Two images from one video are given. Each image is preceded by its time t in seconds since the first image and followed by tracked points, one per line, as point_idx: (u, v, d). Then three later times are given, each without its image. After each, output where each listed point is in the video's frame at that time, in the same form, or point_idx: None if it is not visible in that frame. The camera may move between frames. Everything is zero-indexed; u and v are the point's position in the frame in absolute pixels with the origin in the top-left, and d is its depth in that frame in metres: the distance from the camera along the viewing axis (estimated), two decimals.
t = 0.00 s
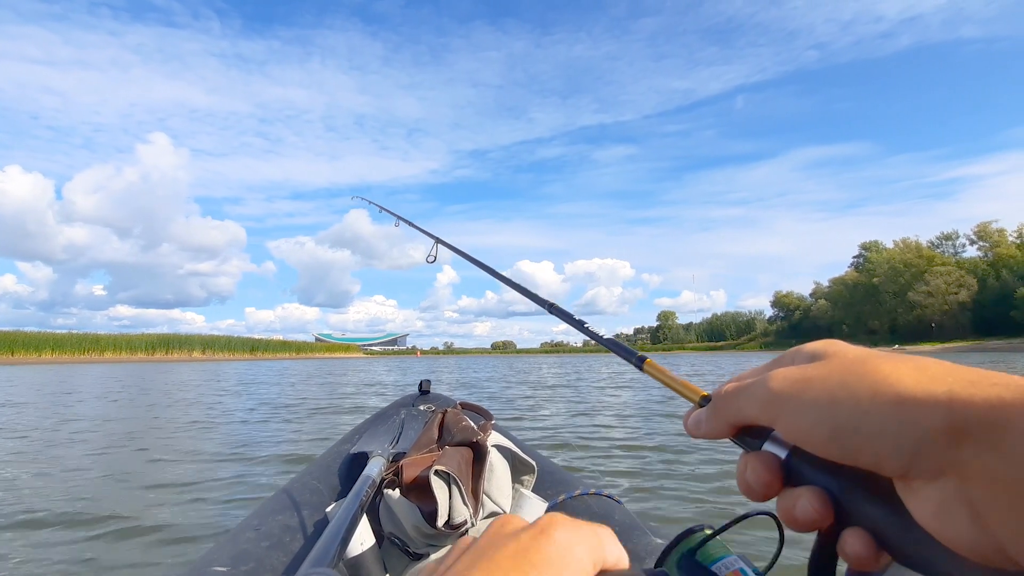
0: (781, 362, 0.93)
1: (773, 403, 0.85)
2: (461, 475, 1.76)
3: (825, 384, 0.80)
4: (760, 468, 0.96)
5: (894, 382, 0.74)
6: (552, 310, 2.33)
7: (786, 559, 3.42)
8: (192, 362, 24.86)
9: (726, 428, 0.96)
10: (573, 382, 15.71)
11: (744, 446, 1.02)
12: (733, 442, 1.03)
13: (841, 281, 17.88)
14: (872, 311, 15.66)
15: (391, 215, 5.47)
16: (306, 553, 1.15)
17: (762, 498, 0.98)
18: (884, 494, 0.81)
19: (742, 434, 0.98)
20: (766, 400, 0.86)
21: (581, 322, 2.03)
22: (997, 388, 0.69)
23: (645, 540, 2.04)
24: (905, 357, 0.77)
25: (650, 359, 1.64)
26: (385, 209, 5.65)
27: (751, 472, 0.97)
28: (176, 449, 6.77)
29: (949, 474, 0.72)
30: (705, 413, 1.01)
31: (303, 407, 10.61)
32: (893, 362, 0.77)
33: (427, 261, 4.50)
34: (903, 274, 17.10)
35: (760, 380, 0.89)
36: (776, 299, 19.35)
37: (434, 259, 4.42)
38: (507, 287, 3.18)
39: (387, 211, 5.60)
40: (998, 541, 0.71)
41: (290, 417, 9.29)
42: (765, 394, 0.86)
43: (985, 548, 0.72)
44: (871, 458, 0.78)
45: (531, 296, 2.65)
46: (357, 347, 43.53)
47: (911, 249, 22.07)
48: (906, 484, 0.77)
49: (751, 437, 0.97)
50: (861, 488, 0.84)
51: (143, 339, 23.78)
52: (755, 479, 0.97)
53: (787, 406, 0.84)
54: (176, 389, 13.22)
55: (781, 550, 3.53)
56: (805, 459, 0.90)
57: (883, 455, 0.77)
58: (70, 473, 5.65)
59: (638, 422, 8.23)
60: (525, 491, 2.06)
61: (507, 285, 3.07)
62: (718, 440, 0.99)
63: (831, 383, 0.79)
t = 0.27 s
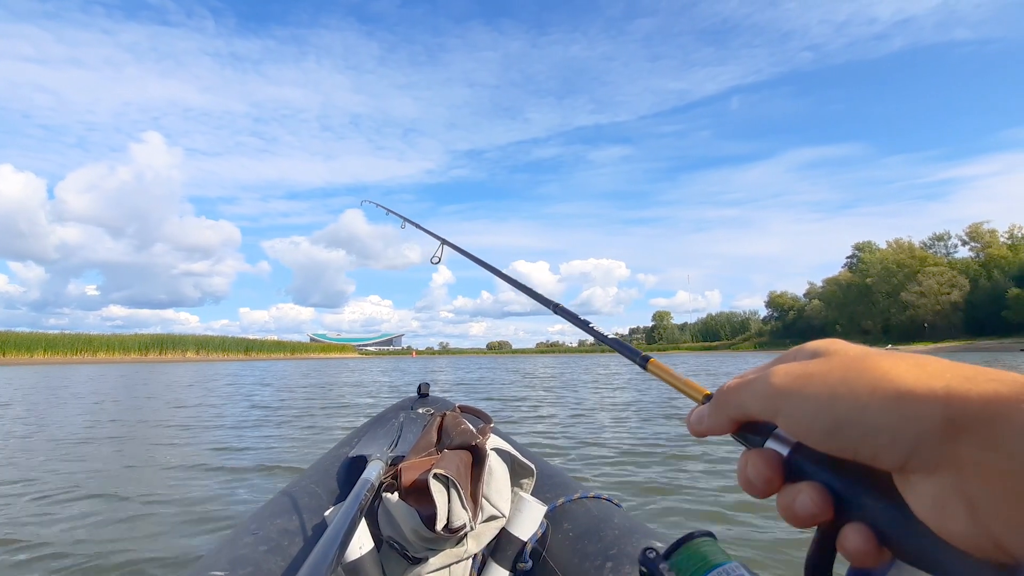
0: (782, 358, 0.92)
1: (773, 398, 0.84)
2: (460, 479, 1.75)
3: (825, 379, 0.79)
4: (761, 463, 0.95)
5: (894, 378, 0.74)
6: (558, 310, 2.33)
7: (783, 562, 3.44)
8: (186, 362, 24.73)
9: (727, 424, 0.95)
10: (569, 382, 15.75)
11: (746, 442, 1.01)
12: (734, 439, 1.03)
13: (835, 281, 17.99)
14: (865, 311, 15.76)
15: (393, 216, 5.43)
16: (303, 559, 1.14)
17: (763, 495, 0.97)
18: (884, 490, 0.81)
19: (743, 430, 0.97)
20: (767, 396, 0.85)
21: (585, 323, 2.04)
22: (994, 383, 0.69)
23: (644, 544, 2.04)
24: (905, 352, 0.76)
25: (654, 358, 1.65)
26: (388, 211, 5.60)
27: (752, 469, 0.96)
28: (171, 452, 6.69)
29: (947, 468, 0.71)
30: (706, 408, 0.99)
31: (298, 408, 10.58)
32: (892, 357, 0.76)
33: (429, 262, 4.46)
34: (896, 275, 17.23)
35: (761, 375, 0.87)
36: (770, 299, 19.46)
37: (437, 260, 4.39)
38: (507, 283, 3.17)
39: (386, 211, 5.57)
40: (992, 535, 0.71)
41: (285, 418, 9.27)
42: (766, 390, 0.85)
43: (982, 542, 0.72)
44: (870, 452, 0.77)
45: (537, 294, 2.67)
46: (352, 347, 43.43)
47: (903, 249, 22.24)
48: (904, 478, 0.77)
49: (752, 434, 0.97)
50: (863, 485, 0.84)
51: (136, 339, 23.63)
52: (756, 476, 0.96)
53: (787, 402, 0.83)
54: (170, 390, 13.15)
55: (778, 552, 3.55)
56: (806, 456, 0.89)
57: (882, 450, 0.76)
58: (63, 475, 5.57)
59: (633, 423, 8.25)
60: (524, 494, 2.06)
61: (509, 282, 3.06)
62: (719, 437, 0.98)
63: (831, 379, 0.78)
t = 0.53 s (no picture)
0: (788, 355, 0.91)
1: (777, 393, 0.84)
2: (461, 478, 1.75)
3: (828, 374, 0.78)
4: (765, 458, 0.95)
5: (897, 373, 0.72)
6: (561, 307, 2.35)
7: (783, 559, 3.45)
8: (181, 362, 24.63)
9: (731, 419, 0.95)
10: (566, 382, 15.77)
11: (751, 437, 1.01)
12: (739, 435, 1.03)
13: (830, 281, 18.08)
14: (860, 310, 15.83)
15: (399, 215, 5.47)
16: (305, 559, 1.14)
17: (766, 490, 0.98)
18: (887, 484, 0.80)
19: (748, 425, 0.97)
20: (771, 391, 0.85)
21: (589, 318, 2.07)
22: (998, 378, 0.67)
23: (646, 542, 2.04)
24: (910, 348, 0.75)
25: (659, 353, 1.66)
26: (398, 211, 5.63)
27: (757, 463, 0.96)
28: (168, 452, 6.65)
29: (949, 464, 0.70)
30: (712, 404, 1.00)
31: (296, 408, 10.57)
32: (896, 353, 0.75)
33: (433, 259, 4.48)
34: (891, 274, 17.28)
35: (765, 371, 0.87)
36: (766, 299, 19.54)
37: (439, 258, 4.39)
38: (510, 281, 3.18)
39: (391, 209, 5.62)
40: (997, 532, 0.69)
41: (283, 418, 9.26)
42: (769, 385, 0.85)
43: (985, 539, 0.70)
44: (872, 447, 0.76)
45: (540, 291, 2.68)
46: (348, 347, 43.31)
47: (898, 249, 22.35)
48: (906, 474, 0.75)
49: (757, 429, 0.97)
50: (867, 477, 0.84)
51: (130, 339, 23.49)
52: (760, 470, 0.96)
53: (790, 397, 0.82)
54: (166, 391, 13.10)
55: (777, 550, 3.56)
56: (811, 449, 0.89)
57: (884, 445, 0.75)
58: (59, 477, 5.54)
59: (631, 422, 8.25)
60: (525, 493, 2.05)
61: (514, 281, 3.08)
62: (724, 432, 0.98)
63: (834, 374, 0.78)
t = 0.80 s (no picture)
0: (790, 362, 0.90)
1: (778, 402, 0.83)
2: (462, 475, 1.75)
3: (830, 384, 0.77)
4: (767, 466, 0.92)
5: (898, 383, 0.71)
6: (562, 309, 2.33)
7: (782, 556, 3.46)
8: (178, 362, 24.57)
9: (732, 426, 0.94)
10: (564, 381, 15.77)
11: (752, 443, 0.99)
12: (740, 441, 1.00)
13: (827, 281, 18.13)
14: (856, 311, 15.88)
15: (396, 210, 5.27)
16: (308, 556, 1.14)
17: (767, 496, 0.96)
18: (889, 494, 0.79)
19: (750, 432, 0.95)
20: (772, 400, 0.84)
21: (590, 321, 2.05)
22: (1003, 390, 0.66)
23: (647, 539, 2.04)
24: (911, 358, 0.74)
25: (659, 357, 1.65)
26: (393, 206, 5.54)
27: (758, 470, 0.94)
28: (167, 452, 6.62)
29: (953, 475, 0.69)
30: (713, 411, 0.98)
31: (294, 407, 10.57)
32: (898, 362, 0.74)
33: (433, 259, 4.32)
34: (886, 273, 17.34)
35: (767, 379, 0.86)
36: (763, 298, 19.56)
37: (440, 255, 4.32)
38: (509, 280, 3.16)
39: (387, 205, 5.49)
40: (999, 543, 0.67)
41: (282, 418, 9.26)
42: (770, 393, 0.84)
43: (990, 550, 0.69)
44: (876, 458, 0.75)
45: (538, 290, 2.65)
46: (346, 347, 43.26)
47: (894, 249, 22.43)
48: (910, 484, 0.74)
49: (758, 436, 0.95)
50: (870, 486, 0.82)
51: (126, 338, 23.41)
52: (762, 477, 0.94)
53: (791, 406, 0.81)
54: (162, 391, 13.07)
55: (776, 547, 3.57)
56: (814, 458, 0.87)
57: (890, 455, 0.74)
58: (57, 477, 5.51)
59: (629, 422, 8.26)
60: (527, 490, 2.05)
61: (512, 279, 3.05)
62: (724, 438, 0.97)
63: (837, 383, 0.76)
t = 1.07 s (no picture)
0: (790, 365, 0.90)
1: (778, 406, 0.83)
2: (464, 476, 1.75)
3: (829, 389, 0.77)
4: (765, 469, 0.92)
5: (900, 389, 0.71)
6: (558, 307, 2.33)
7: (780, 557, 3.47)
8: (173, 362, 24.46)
9: (731, 429, 0.94)
10: (561, 381, 15.78)
11: (751, 446, 0.99)
12: (740, 443, 1.01)
13: (823, 281, 18.18)
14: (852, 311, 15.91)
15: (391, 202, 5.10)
16: (310, 555, 1.14)
17: (767, 499, 0.95)
18: (888, 499, 0.78)
19: (749, 435, 0.95)
20: (772, 403, 0.84)
21: (587, 318, 2.05)
22: (1004, 397, 0.65)
23: (650, 539, 2.04)
24: (913, 363, 0.74)
25: (657, 357, 1.66)
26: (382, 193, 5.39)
27: (757, 474, 0.94)
28: (164, 454, 6.59)
29: (953, 482, 0.68)
30: (712, 413, 0.99)
31: (290, 408, 10.55)
32: (899, 367, 0.74)
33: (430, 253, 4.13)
34: (881, 274, 17.46)
35: (767, 382, 0.86)
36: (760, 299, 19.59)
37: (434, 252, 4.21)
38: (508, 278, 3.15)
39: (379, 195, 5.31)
40: (1000, 551, 0.67)
41: (279, 419, 9.26)
42: (770, 397, 0.84)
43: (988, 558, 0.68)
44: (875, 464, 0.75)
45: (536, 289, 2.64)
46: (342, 347, 43.18)
47: (890, 249, 22.50)
48: (909, 491, 0.74)
49: (756, 439, 0.95)
50: (868, 490, 0.81)
51: (121, 339, 23.29)
52: (761, 480, 0.94)
53: (791, 411, 0.81)
54: (158, 391, 13.01)
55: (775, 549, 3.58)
56: (812, 462, 0.86)
57: (889, 462, 0.73)
58: (54, 479, 5.48)
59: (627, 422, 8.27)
60: (528, 491, 2.05)
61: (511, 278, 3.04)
62: (723, 441, 0.97)
63: (836, 388, 0.76)
